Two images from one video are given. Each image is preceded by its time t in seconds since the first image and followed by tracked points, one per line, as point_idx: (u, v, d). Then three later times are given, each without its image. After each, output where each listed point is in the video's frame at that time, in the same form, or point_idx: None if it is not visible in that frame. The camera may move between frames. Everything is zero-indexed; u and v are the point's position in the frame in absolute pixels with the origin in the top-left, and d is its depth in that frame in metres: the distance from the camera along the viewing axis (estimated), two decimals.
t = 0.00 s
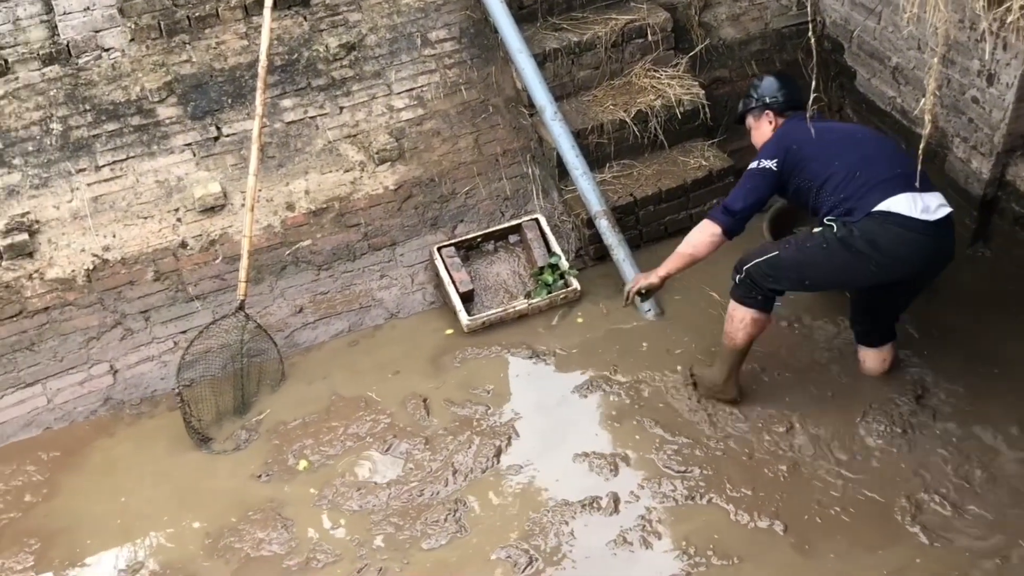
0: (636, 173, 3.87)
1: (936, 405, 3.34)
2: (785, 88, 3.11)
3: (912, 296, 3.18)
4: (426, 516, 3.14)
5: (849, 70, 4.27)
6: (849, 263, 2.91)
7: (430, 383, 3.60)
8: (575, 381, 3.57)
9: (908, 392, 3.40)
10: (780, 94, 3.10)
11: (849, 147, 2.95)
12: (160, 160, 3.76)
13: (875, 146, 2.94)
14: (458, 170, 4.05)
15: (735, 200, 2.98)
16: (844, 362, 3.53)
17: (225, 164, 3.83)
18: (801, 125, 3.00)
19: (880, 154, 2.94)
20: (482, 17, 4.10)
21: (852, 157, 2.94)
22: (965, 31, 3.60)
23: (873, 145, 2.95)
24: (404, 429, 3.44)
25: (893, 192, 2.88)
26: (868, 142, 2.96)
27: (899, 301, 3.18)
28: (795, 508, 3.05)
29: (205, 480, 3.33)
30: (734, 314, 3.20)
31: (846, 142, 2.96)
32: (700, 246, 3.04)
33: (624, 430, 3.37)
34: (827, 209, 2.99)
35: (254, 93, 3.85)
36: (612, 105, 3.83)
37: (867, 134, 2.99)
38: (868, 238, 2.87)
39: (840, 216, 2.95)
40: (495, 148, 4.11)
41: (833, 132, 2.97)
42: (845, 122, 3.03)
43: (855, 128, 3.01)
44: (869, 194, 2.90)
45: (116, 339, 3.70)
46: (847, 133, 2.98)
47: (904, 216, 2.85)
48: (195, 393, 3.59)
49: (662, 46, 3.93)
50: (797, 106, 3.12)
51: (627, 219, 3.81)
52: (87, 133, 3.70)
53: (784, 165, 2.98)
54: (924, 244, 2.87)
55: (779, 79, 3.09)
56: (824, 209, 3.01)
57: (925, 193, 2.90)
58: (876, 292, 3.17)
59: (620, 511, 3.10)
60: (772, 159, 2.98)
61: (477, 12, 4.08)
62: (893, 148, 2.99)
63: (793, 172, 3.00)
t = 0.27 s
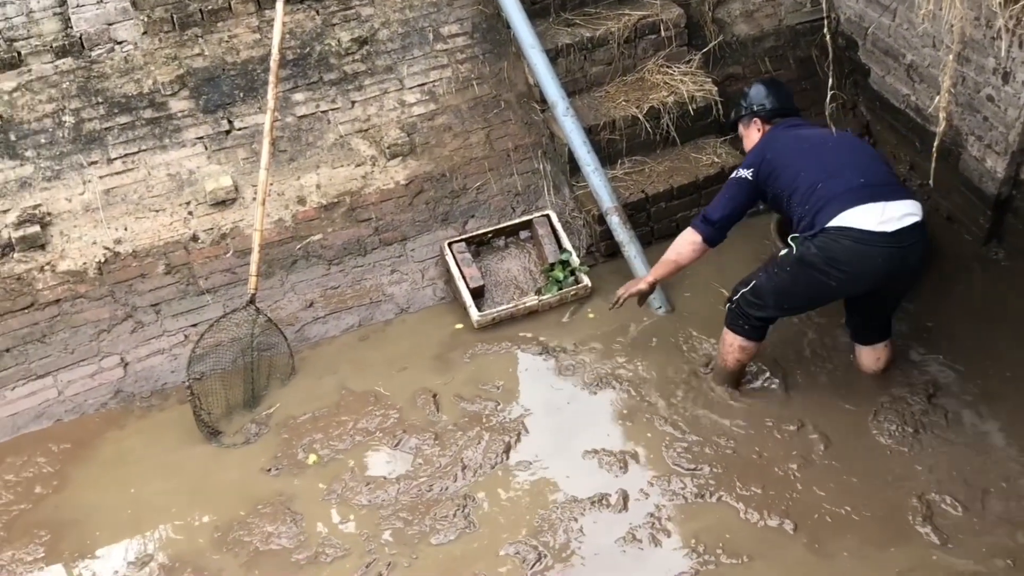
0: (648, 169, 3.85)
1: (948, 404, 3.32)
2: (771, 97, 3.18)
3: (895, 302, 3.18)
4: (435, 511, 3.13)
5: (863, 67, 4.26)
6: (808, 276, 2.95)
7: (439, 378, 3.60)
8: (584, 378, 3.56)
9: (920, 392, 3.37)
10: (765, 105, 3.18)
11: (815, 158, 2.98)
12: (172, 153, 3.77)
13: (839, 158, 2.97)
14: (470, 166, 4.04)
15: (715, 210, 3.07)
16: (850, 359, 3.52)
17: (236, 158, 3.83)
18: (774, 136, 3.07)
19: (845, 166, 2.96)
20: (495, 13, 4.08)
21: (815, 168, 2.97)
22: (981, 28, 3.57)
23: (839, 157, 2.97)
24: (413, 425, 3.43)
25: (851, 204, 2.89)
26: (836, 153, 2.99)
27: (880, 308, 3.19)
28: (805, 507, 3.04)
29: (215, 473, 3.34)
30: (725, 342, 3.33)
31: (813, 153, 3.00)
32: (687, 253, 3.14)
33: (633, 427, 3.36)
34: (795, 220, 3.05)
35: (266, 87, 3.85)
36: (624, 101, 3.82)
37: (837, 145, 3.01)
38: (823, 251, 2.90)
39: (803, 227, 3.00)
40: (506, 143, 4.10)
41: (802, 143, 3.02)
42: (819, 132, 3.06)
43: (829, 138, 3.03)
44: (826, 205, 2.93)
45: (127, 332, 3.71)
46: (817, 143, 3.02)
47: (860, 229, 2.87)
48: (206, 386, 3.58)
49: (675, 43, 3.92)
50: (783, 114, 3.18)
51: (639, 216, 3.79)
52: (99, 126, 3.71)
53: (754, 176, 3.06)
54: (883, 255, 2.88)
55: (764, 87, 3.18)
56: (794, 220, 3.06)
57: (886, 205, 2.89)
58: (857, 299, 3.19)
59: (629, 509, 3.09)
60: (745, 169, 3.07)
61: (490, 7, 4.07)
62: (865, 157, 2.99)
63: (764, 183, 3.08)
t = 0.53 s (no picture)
0: (654, 164, 3.85)
1: (954, 400, 3.31)
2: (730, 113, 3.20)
3: (870, 304, 3.17)
4: (441, 506, 3.13)
5: (871, 62, 4.27)
6: (768, 295, 3.00)
7: (445, 373, 3.59)
8: (590, 374, 3.56)
9: (927, 387, 3.36)
10: (725, 123, 3.19)
11: (766, 176, 3.00)
12: (179, 148, 3.77)
13: (791, 173, 2.98)
14: (476, 160, 4.05)
15: (692, 240, 3.16)
16: (848, 356, 3.51)
17: (243, 152, 3.84)
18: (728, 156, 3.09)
19: (797, 180, 2.97)
20: (502, 7, 4.09)
21: (766, 186, 2.99)
22: (989, 23, 3.55)
23: (792, 172, 2.98)
24: (419, 419, 3.43)
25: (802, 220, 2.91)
26: (788, 167, 2.99)
27: (855, 311, 3.19)
28: (812, 503, 3.03)
29: (221, 467, 3.34)
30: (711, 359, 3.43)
31: (766, 170, 3.01)
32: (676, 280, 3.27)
33: (640, 423, 3.36)
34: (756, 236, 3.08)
35: (273, 81, 3.85)
36: (631, 95, 3.81)
37: (791, 158, 3.02)
38: (777, 270, 2.94)
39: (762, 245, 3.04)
40: (513, 138, 4.10)
41: (753, 161, 3.03)
42: (775, 146, 3.06)
43: (784, 152, 3.03)
44: (779, 222, 2.96)
45: (134, 326, 3.71)
46: (771, 159, 3.02)
47: (810, 245, 2.89)
48: (212, 380, 3.58)
49: (682, 37, 3.91)
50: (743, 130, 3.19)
51: (646, 211, 3.79)
52: (106, 121, 3.71)
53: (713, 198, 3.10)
54: (836, 269, 2.90)
55: (722, 106, 3.18)
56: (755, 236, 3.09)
57: (837, 216, 2.90)
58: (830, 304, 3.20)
59: (635, 504, 3.08)
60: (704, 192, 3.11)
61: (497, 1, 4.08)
62: (816, 168, 2.99)
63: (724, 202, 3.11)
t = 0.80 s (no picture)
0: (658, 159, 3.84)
1: (958, 395, 3.30)
2: (686, 124, 3.13)
3: (858, 302, 3.17)
4: (444, 502, 3.13)
5: (876, 56, 4.28)
6: (754, 298, 3.03)
7: (449, 368, 3.59)
8: (594, 369, 3.55)
9: (931, 382, 3.36)
10: (681, 135, 3.13)
11: (734, 182, 2.99)
12: (182, 143, 3.77)
13: (758, 176, 2.97)
14: (480, 155, 4.04)
15: (658, 252, 3.12)
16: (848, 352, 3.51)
17: (246, 148, 3.83)
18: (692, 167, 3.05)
19: (765, 183, 2.96)
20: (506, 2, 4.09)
21: (736, 192, 2.98)
22: (994, 17, 3.54)
23: (759, 175, 2.98)
24: (423, 415, 3.43)
25: (777, 223, 2.92)
26: (755, 171, 2.98)
27: (842, 307, 3.19)
28: (815, 499, 3.03)
29: (225, 463, 3.34)
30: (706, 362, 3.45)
31: (733, 177, 2.99)
32: (636, 288, 3.21)
33: (643, 419, 3.35)
34: (732, 241, 3.08)
35: (276, 76, 3.85)
36: (634, 90, 3.80)
37: (756, 161, 3.00)
38: (760, 274, 2.96)
39: (741, 249, 3.04)
40: (516, 133, 4.10)
41: (720, 168, 3.01)
42: (737, 150, 3.04)
43: (748, 155, 3.02)
44: (755, 226, 2.96)
45: (137, 322, 3.71)
46: (735, 164, 3.01)
47: (788, 246, 2.90)
48: (216, 376, 3.58)
49: (685, 32, 3.91)
50: (699, 138, 3.14)
51: (649, 206, 3.78)
52: (109, 116, 3.71)
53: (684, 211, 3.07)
54: (817, 266, 2.92)
55: (676, 119, 3.11)
56: (732, 240, 3.09)
57: (810, 214, 2.91)
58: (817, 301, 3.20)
59: (639, 500, 3.08)
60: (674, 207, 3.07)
61: None
62: (782, 167, 2.99)
63: (696, 213, 3.09)
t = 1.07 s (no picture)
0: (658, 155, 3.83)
1: (958, 390, 3.31)
2: (652, 136, 3.10)
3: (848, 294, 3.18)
4: (445, 498, 3.13)
5: (875, 52, 4.28)
6: (748, 294, 3.03)
7: (449, 365, 3.59)
8: (593, 365, 3.55)
9: (931, 377, 3.36)
10: (646, 147, 3.10)
11: (712, 182, 2.99)
12: (181, 140, 3.77)
13: (735, 174, 2.98)
14: (479, 152, 4.04)
15: (622, 251, 3.17)
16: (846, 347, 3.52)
17: (245, 144, 3.83)
18: (666, 176, 3.04)
19: (742, 180, 2.97)
20: None
21: (716, 192, 2.98)
22: (993, 12, 3.54)
23: (735, 173, 2.99)
24: (423, 411, 3.43)
25: (761, 217, 2.92)
26: (730, 171, 2.99)
27: (832, 297, 3.20)
28: (815, 494, 3.03)
29: (225, 460, 3.34)
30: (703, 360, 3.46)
31: (710, 178, 3.00)
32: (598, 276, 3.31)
33: (643, 414, 3.35)
34: (717, 242, 3.07)
35: (275, 73, 3.85)
36: (634, 86, 3.80)
37: (729, 161, 3.01)
38: (752, 269, 2.95)
39: (728, 249, 3.03)
40: (516, 129, 4.10)
41: (695, 171, 3.01)
42: (708, 154, 3.05)
43: (720, 157, 3.03)
44: (739, 223, 2.96)
45: (137, 319, 3.71)
46: (710, 166, 3.01)
47: (776, 237, 2.90)
48: (216, 373, 3.58)
49: (685, 27, 3.91)
50: (667, 148, 3.11)
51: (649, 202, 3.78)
52: (108, 113, 3.70)
53: (664, 219, 3.05)
54: (806, 254, 2.92)
55: (641, 131, 3.07)
56: (717, 242, 3.08)
57: (793, 202, 2.92)
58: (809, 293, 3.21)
59: (639, 495, 3.08)
60: (652, 219, 3.05)
61: None
62: (755, 163, 3.01)
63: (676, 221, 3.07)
